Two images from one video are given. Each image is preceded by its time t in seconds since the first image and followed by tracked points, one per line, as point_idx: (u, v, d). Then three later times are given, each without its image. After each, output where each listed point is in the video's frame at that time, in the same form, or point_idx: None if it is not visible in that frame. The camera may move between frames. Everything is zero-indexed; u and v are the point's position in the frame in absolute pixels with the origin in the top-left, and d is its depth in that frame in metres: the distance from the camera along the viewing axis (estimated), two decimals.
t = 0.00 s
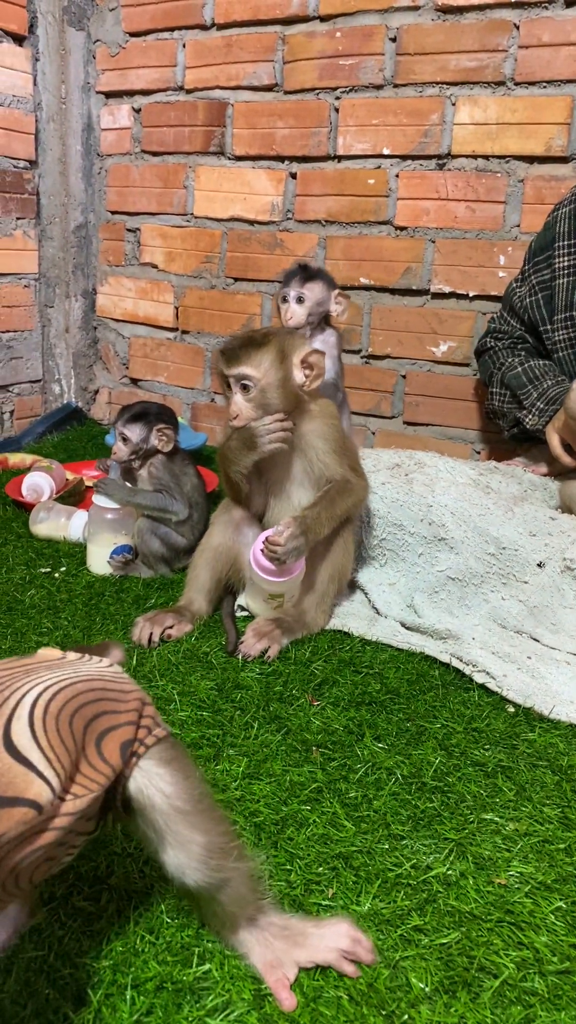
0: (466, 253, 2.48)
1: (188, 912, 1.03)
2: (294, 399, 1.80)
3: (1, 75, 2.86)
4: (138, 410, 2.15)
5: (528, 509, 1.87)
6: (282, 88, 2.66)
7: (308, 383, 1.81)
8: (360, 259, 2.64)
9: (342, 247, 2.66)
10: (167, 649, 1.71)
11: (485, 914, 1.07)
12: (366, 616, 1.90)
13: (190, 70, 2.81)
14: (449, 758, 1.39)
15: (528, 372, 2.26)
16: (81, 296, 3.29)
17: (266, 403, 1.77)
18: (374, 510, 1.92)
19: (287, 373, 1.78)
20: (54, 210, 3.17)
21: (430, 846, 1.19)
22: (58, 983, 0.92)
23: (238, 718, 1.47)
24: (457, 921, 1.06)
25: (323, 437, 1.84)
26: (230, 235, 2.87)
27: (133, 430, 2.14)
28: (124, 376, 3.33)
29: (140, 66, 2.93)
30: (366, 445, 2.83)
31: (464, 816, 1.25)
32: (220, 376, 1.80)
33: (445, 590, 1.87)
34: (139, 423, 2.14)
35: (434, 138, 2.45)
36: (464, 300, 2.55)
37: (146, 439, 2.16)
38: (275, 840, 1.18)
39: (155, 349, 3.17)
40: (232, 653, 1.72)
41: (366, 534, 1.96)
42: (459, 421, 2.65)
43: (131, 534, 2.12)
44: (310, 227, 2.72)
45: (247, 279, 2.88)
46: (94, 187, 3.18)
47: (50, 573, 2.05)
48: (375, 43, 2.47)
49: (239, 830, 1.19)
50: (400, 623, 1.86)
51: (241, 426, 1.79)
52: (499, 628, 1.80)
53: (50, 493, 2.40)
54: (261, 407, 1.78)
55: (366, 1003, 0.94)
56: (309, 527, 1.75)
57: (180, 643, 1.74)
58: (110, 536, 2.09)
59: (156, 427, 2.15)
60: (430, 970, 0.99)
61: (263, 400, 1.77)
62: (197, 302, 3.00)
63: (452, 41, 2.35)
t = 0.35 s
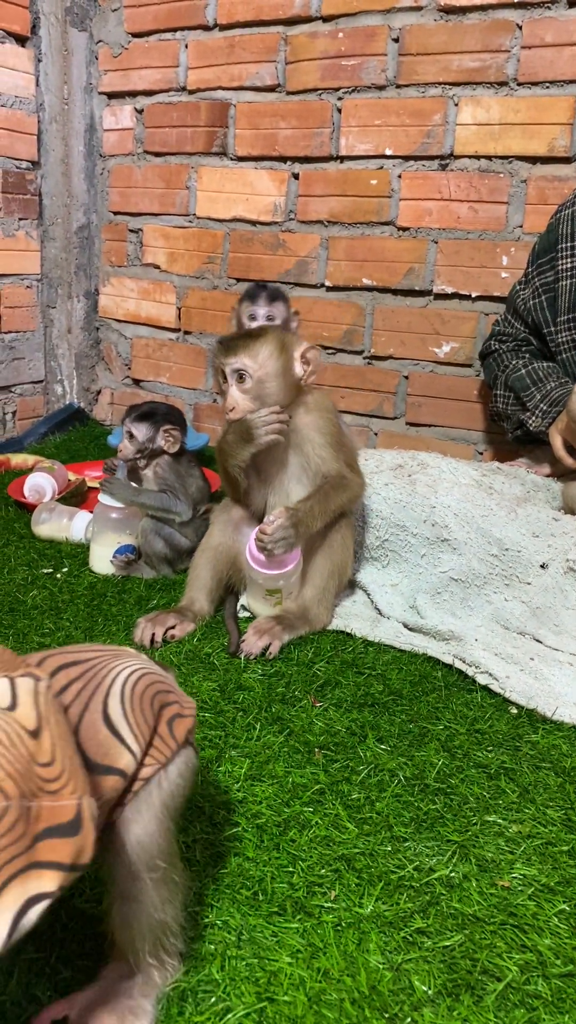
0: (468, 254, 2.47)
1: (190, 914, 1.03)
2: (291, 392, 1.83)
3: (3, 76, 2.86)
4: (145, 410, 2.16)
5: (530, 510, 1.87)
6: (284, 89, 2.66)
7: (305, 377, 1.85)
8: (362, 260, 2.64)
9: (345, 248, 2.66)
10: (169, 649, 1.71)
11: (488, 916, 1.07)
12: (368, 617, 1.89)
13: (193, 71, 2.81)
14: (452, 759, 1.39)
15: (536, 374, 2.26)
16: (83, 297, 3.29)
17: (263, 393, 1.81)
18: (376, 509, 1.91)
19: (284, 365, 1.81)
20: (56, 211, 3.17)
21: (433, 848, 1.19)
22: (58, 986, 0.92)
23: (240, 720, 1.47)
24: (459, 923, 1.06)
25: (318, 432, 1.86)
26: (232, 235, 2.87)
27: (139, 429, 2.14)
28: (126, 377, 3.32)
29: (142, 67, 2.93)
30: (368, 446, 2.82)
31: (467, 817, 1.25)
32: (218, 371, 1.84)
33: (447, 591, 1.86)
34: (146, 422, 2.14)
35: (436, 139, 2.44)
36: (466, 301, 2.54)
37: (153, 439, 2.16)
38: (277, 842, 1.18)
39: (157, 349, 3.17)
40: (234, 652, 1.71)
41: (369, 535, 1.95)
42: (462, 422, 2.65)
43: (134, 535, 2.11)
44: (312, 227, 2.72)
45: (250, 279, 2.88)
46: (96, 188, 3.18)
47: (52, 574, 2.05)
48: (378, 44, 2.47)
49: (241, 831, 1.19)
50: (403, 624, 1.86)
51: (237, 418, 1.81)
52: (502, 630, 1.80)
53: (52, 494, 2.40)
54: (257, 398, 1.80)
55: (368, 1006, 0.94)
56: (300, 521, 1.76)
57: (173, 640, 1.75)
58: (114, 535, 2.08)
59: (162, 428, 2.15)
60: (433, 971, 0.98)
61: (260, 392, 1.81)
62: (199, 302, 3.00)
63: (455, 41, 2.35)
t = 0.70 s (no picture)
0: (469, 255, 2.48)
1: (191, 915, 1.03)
2: (207, 419, 1.99)
3: (4, 77, 2.86)
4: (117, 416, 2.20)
5: (531, 511, 1.87)
6: (285, 90, 2.66)
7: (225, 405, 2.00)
8: (363, 261, 2.64)
9: (345, 249, 2.66)
10: (169, 650, 1.71)
11: (488, 916, 1.07)
12: (368, 617, 1.89)
13: (194, 72, 2.82)
14: (452, 760, 1.39)
15: (519, 327, 2.16)
16: (84, 298, 3.29)
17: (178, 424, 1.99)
18: (374, 509, 1.90)
19: (203, 392, 1.99)
20: (57, 212, 3.17)
21: (433, 848, 1.19)
22: (59, 988, 0.92)
23: (240, 721, 1.47)
24: (460, 924, 1.06)
25: (244, 445, 1.91)
26: (232, 236, 2.87)
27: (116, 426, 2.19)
28: (126, 378, 3.33)
29: (143, 68, 2.94)
30: (368, 447, 2.83)
31: (467, 818, 1.25)
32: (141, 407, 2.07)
33: (448, 592, 1.86)
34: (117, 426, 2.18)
35: (437, 139, 2.44)
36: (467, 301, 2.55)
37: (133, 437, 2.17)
38: (278, 843, 1.18)
39: (157, 350, 3.17)
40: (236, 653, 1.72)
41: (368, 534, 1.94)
42: (462, 423, 2.65)
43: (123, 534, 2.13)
44: (313, 228, 2.72)
45: (250, 280, 2.88)
46: (97, 189, 3.19)
47: (53, 575, 2.05)
48: (378, 45, 2.47)
49: (241, 832, 1.19)
50: (403, 624, 1.86)
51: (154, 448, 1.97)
52: (503, 631, 1.80)
53: (53, 494, 2.41)
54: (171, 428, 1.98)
55: (369, 1006, 0.94)
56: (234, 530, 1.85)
57: (150, 632, 1.80)
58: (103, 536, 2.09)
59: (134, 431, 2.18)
60: (432, 972, 0.98)
61: (176, 424, 1.99)
62: (199, 303, 3.01)
63: (455, 43, 2.35)
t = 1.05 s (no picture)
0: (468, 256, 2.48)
1: (191, 915, 1.03)
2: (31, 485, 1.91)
3: (4, 78, 2.84)
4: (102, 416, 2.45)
5: (531, 513, 1.87)
6: (284, 91, 2.66)
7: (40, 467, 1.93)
8: (362, 262, 2.64)
9: (344, 250, 2.66)
10: (169, 651, 1.72)
11: (487, 916, 1.07)
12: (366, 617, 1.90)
13: (194, 73, 2.82)
14: (451, 761, 1.39)
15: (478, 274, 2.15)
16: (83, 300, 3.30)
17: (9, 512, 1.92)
18: (372, 509, 1.89)
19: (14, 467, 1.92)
20: (57, 213, 3.16)
21: (432, 848, 1.19)
22: (57, 989, 0.92)
23: (240, 722, 1.47)
24: (459, 924, 1.06)
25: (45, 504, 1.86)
26: (232, 238, 2.87)
27: (93, 433, 2.35)
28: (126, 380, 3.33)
29: (143, 69, 2.94)
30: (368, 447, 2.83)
31: (466, 819, 1.25)
32: None
33: (447, 592, 1.86)
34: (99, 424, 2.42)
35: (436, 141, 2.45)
36: (466, 303, 2.55)
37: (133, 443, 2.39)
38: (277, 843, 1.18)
39: (157, 350, 3.17)
40: (237, 654, 1.72)
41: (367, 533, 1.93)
42: (461, 424, 2.65)
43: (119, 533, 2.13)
44: (312, 229, 2.72)
45: (249, 281, 2.88)
46: (96, 189, 3.21)
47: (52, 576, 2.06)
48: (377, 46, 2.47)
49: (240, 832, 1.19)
50: (402, 624, 1.86)
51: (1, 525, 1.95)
52: (501, 631, 1.80)
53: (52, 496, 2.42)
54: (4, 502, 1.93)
55: (367, 1006, 0.94)
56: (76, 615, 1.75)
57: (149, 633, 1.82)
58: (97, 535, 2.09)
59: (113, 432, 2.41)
60: (431, 973, 0.98)
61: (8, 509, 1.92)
62: (199, 304, 3.01)
63: (454, 44, 2.35)
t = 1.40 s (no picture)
0: (466, 257, 2.49)
1: (190, 916, 1.03)
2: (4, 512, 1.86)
3: (2, 78, 2.84)
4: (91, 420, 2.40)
5: (529, 513, 1.87)
6: (283, 93, 2.67)
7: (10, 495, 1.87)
8: (360, 263, 2.64)
9: (342, 251, 2.66)
10: (168, 653, 1.71)
11: (486, 918, 1.07)
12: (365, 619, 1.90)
13: (192, 75, 2.82)
14: (450, 762, 1.39)
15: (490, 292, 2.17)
16: (81, 301, 3.30)
17: None
18: (368, 509, 1.89)
19: None
20: (55, 214, 3.15)
21: (431, 849, 1.19)
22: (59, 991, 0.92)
23: (238, 724, 1.46)
24: (457, 926, 1.06)
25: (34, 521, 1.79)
26: (230, 239, 2.87)
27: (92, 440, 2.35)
28: (124, 381, 3.33)
29: (141, 71, 2.94)
30: (366, 448, 2.83)
31: (464, 820, 1.25)
32: None
33: (445, 593, 1.86)
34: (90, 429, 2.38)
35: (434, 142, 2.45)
36: (464, 303, 2.55)
37: (137, 451, 2.45)
38: (275, 845, 1.18)
39: (155, 351, 3.17)
40: (236, 655, 1.72)
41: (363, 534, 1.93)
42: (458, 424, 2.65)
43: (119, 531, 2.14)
44: (310, 230, 2.72)
45: (248, 282, 2.88)
46: (95, 191, 3.21)
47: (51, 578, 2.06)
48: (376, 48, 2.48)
49: (239, 833, 1.19)
50: (401, 625, 1.86)
51: None
52: (500, 632, 1.80)
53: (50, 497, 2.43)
54: None
55: (366, 1007, 0.94)
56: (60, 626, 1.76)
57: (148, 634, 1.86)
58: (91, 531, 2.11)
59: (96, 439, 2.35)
60: (429, 975, 0.98)
61: None
62: (197, 305, 3.01)
63: (453, 46, 2.35)
